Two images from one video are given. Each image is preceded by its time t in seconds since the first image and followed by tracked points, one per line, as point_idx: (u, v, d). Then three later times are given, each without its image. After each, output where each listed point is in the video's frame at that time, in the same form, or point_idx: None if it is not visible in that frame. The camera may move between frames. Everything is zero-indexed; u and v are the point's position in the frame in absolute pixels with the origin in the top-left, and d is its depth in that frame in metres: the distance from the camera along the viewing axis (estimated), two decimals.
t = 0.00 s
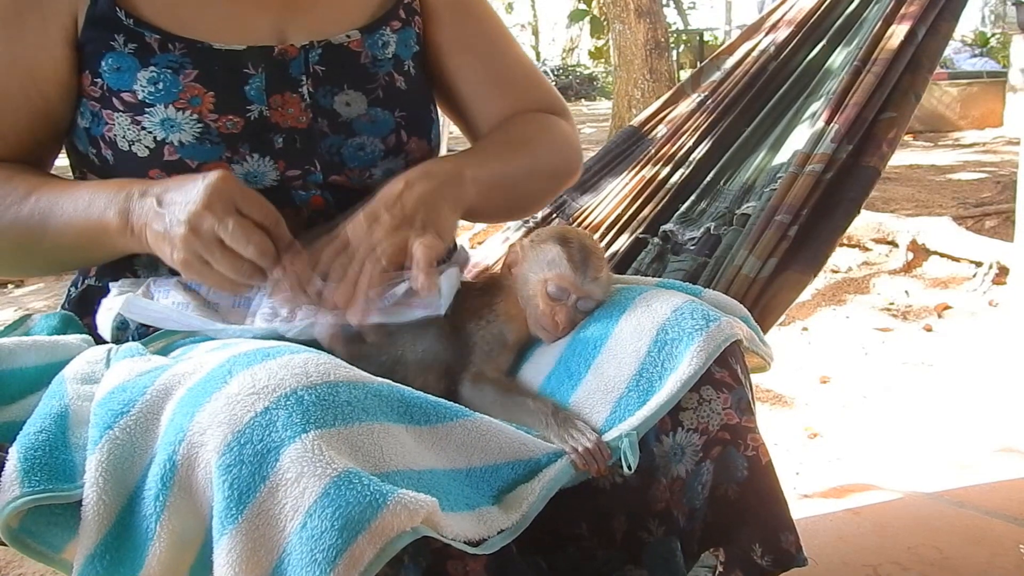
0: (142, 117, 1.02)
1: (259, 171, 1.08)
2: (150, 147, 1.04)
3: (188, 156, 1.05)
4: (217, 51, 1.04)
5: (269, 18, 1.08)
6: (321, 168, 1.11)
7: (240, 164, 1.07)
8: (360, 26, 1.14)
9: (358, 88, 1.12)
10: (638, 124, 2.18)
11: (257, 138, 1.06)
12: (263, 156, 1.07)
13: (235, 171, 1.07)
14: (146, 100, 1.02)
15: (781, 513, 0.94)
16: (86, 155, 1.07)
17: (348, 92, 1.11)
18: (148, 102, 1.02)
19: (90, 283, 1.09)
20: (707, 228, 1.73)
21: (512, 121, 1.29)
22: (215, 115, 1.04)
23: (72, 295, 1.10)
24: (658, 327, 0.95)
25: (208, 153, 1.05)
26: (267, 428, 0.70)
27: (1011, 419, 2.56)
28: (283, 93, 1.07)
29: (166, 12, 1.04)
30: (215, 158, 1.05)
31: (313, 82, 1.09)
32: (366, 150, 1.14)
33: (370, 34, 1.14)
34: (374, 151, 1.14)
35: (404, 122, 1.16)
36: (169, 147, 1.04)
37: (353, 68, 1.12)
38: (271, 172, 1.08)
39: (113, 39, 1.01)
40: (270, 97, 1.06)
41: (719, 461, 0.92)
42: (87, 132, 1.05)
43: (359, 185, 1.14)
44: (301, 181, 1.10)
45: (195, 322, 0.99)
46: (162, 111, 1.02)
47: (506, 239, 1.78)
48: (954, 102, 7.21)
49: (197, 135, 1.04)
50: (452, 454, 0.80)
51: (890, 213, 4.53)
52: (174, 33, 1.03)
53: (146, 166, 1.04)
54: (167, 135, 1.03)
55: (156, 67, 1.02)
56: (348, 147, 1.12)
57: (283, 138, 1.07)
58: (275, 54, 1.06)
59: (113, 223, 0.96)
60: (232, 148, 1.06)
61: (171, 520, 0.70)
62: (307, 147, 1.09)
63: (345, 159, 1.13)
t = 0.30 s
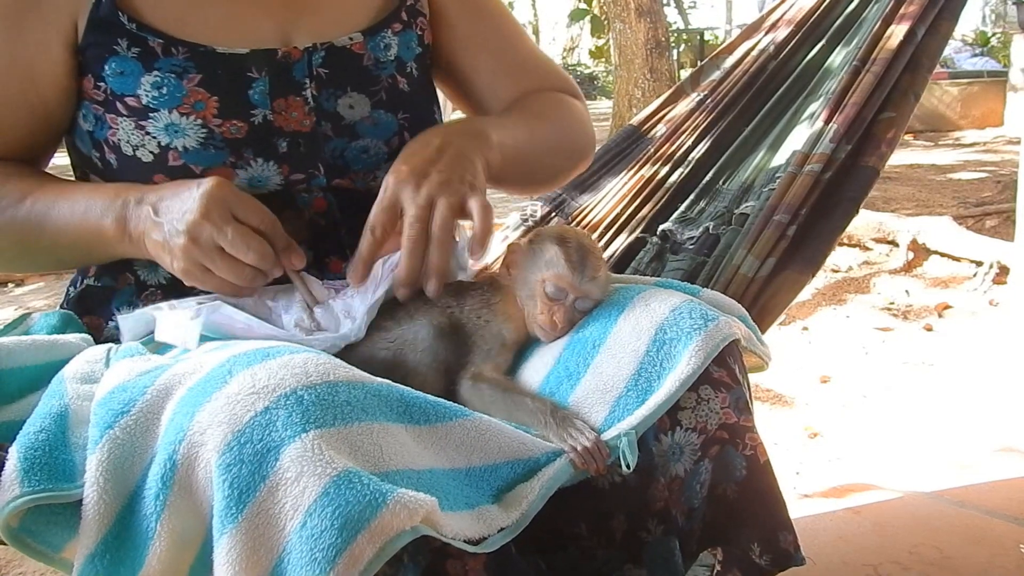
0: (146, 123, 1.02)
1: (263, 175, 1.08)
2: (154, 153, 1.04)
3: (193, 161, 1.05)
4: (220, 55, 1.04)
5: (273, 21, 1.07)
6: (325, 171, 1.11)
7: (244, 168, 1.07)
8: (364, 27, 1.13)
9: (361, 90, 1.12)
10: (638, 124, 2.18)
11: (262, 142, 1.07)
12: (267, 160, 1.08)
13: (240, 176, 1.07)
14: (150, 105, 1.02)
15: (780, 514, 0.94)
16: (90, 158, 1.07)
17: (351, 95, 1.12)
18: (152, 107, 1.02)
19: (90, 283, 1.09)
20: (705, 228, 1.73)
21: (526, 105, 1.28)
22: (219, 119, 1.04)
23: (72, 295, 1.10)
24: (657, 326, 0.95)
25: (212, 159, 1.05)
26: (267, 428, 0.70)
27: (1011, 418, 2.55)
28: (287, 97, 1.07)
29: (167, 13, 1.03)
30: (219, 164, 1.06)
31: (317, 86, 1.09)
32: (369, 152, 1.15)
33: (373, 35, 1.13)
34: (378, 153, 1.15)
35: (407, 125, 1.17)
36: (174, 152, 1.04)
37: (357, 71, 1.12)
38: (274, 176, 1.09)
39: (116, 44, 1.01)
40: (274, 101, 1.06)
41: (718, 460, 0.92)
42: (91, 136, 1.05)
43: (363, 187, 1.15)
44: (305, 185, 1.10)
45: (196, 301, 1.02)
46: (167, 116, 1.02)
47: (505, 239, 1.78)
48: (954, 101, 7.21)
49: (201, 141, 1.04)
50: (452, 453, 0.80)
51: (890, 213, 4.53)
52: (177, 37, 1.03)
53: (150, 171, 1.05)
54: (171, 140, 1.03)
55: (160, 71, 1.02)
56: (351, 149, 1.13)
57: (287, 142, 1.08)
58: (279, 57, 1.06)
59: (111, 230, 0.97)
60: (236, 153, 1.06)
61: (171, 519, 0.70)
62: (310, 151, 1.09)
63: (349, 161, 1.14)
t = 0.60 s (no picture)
0: (135, 123, 1.02)
1: (252, 177, 1.08)
2: (143, 154, 1.04)
3: (180, 163, 1.05)
4: (209, 57, 1.04)
5: (266, 23, 1.08)
6: (315, 174, 1.10)
7: (232, 170, 1.07)
8: (357, 28, 1.13)
9: (353, 93, 1.11)
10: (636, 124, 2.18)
11: (250, 144, 1.06)
12: (255, 162, 1.07)
13: (228, 177, 1.07)
14: (138, 106, 1.02)
15: (777, 513, 0.94)
16: (84, 158, 1.08)
17: (342, 98, 1.11)
18: (140, 108, 1.02)
19: (90, 279, 1.10)
20: (703, 228, 1.74)
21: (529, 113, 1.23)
22: (207, 121, 1.04)
23: (72, 291, 1.11)
24: (652, 327, 0.95)
25: (200, 160, 1.05)
26: (258, 434, 0.71)
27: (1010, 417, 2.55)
28: (277, 100, 1.07)
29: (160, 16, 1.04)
30: (207, 165, 1.05)
31: (307, 89, 1.09)
32: (359, 156, 1.13)
33: (368, 36, 1.13)
34: (368, 157, 1.14)
35: (400, 128, 1.15)
36: (162, 153, 1.04)
37: (349, 74, 1.11)
38: (264, 178, 1.08)
39: (107, 45, 1.02)
40: (263, 103, 1.06)
41: (714, 460, 0.92)
42: (85, 136, 1.06)
43: (353, 190, 1.14)
44: (295, 187, 1.10)
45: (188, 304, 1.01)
46: (155, 118, 1.02)
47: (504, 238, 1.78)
48: (955, 101, 7.21)
49: (189, 142, 1.04)
50: (445, 456, 0.80)
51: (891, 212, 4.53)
52: (169, 40, 1.04)
53: (139, 173, 1.05)
54: (159, 141, 1.03)
55: (149, 73, 1.02)
56: (341, 153, 1.12)
57: (275, 144, 1.07)
58: (270, 59, 1.06)
59: (107, 241, 0.98)
60: (224, 154, 1.06)
61: (164, 525, 0.70)
62: (299, 153, 1.09)
63: (338, 165, 1.12)
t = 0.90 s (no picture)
0: (130, 125, 1.02)
1: (249, 176, 1.08)
2: (139, 155, 1.04)
3: (177, 163, 1.05)
4: (203, 58, 1.04)
5: (262, 22, 1.07)
6: (312, 172, 1.11)
7: (229, 169, 1.07)
8: (351, 24, 1.12)
9: (347, 91, 1.11)
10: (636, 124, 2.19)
11: (247, 144, 1.07)
12: (253, 162, 1.07)
13: (225, 177, 1.07)
14: (134, 108, 1.02)
15: (775, 512, 0.93)
16: (82, 161, 1.08)
17: (337, 95, 1.10)
18: (136, 110, 1.02)
19: (88, 282, 1.10)
20: (704, 227, 1.74)
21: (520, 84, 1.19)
22: (202, 121, 1.04)
23: (71, 293, 1.10)
24: (651, 327, 0.95)
25: (196, 160, 1.05)
26: (258, 437, 0.71)
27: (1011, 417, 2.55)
28: (271, 99, 1.07)
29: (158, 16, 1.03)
30: (204, 165, 1.06)
31: (301, 88, 1.08)
32: (356, 153, 1.13)
33: (360, 32, 1.12)
34: (365, 154, 1.14)
35: (394, 124, 1.16)
36: (158, 154, 1.04)
37: (343, 71, 1.11)
38: (261, 177, 1.09)
39: (101, 47, 1.02)
40: (258, 103, 1.06)
41: (715, 459, 0.92)
42: (82, 139, 1.06)
43: (351, 187, 1.14)
44: (293, 185, 1.10)
45: (190, 305, 1.00)
46: (150, 119, 1.02)
47: (504, 238, 1.78)
48: (954, 101, 7.21)
49: (184, 143, 1.04)
50: (446, 458, 0.79)
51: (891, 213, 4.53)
52: (163, 41, 1.03)
53: (137, 174, 1.05)
54: (155, 142, 1.03)
55: (144, 74, 1.02)
56: (337, 150, 1.12)
57: (272, 144, 1.07)
58: (263, 60, 1.06)
59: (116, 242, 0.99)
60: (220, 154, 1.06)
61: (163, 527, 0.70)
62: (295, 152, 1.09)
63: (335, 162, 1.12)
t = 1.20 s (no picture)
0: (119, 127, 1.03)
1: (240, 177, 1.08)
2: (129, 156, 1.04)
3: (167, 164, 1.05)
4: (191, 58, 1.03)
5: (254, 23, 1.07)
6: (304, 173, 1.11)
7: (220, 170, 1.07)
8: (341, 23, 1.12)
9: (338, 90, 1.11)
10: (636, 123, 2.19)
11: (237, 145, 1.06)
12: (243, 163, 1.07)
13: (216, 178, 1.07)
14: (122, 109, 1.02)
15: (774, 510, 0.92)
16: (74, 163, 1.09)
17: (327, 94, 1.10)
18: (124, 111, 1.02)
19: (86, 285, 1.09)
20: (704, 226, 1.74)
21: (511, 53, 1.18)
22: (191, 121, 1.04)
23: (68, 296, 1.10)
24: (651, 326, 0.95)
25: (186, 161, 1.05)
26: (249, 448, 0.70)
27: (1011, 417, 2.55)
28: (261, 99, 1.06)
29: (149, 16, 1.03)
30: (194, 165, 1.06)
31: (291, 87, 1.08)
32: (348, 153, 1.13)
33: (351, 31, 1.12)
34: (357, 153, 1.13)
35: (387, 123, 1.16)
36: (147, 155, 1.04)
37: (333, 70, 1.10)
38: (253, 178, 1.08)
39: (89, 49, 1.02)
40: (247, 103, 1.06)
41: (713, 458, 0.91)
42: (73, 141, 1.07)
43: (343, 187, 1.14)
44: (286, 186, 1.10)
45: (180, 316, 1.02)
46: (139, 120, 1.02)
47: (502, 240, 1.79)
48: (954, 102, 7.22)
49: (174, 143, 1.04)
50: (441, 462, 0.79)
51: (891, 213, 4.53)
52: (150, 42, 1.03)
53: (128, 175, 1.06)
54: (145, 143, 1.03)
55: (131, 75, 1.02)
56: (329, 150, 1.12)
57: (262, 144, 1.07)
58: (252, 60, 1.05)
59: (112, 244, 0.99)
60: (210, 155, 1.06)
61: (156, 539, 0.70)
62: (287, 152, 1.08)
63: (327, 162, 1.12)
